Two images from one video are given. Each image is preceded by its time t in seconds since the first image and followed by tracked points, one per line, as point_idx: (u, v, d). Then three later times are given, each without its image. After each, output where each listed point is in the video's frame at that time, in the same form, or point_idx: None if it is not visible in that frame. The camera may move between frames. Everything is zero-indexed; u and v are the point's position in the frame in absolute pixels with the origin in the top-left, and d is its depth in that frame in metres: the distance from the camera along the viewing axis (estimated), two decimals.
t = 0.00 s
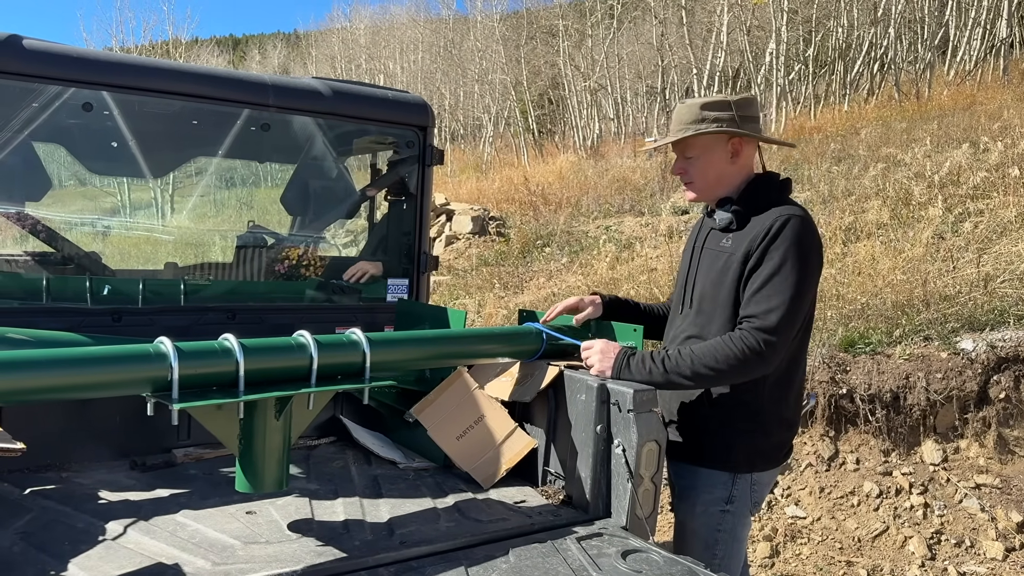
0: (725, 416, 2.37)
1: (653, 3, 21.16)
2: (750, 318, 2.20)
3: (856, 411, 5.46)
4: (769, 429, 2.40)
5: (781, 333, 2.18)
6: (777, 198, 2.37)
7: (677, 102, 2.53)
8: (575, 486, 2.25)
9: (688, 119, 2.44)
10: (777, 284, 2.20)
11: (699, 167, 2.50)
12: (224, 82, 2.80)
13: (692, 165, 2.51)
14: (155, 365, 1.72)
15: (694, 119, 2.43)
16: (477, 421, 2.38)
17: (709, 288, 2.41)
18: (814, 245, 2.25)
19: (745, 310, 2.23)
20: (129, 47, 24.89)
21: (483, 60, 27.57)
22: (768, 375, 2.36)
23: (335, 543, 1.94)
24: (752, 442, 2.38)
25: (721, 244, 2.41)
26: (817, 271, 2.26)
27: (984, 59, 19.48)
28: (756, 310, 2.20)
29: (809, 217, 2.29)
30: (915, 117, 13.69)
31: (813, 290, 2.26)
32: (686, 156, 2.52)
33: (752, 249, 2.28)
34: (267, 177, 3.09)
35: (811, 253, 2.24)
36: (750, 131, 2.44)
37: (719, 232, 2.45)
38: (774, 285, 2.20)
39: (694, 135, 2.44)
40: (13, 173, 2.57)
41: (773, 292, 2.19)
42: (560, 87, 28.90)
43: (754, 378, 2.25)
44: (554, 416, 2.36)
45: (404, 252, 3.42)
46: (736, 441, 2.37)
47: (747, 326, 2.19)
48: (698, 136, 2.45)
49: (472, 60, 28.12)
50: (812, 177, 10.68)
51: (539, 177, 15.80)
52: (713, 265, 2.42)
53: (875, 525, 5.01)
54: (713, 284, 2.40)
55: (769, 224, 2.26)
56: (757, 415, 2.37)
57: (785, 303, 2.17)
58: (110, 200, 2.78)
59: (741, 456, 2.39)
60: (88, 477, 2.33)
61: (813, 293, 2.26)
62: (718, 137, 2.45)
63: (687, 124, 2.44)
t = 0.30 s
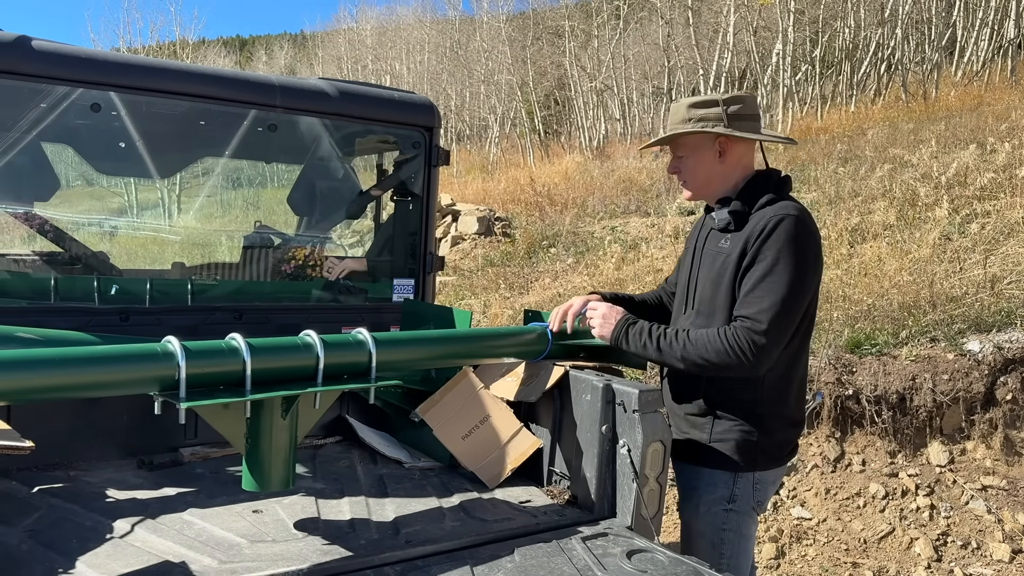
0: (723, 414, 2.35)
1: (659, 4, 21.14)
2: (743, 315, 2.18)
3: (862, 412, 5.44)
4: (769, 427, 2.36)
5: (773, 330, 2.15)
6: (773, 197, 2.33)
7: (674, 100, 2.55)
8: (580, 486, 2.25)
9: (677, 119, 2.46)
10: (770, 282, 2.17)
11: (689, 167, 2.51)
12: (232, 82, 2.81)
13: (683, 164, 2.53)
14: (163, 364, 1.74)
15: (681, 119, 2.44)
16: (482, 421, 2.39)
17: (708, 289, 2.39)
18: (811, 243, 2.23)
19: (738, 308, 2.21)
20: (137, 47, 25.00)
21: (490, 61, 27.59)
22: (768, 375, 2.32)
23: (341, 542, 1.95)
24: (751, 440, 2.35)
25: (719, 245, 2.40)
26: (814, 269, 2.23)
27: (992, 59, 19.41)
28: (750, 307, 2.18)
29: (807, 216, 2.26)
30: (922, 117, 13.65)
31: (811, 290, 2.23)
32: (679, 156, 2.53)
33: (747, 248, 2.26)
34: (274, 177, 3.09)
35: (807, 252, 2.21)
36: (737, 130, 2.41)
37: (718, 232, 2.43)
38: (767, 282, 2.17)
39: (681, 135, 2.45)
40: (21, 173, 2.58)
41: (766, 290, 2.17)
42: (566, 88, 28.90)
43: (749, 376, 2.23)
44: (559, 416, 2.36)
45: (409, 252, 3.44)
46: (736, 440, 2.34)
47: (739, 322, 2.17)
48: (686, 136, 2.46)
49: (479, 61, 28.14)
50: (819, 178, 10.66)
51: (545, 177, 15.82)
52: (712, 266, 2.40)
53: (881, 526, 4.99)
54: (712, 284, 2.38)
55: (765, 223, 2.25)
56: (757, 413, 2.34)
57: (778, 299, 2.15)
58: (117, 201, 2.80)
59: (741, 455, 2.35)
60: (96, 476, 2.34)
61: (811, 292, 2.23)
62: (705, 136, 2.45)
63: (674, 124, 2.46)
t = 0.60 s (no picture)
0: (730, 414, 2.33)
1: (669, 4, 21.11)
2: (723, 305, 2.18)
3: (872, 414, 5.40)
4: (773, 426, 2.34)
5: (755, 324, 2.15)
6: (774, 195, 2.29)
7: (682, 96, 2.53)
8: (588, 486, 2.25)
9: (685, 115, 2.45)
10: (755, 276, 2.17)
11: (696, 164, 2.50)
12: (242, 82, 2.83)
13: (689, 161, 2.52)
14: (173, 362, 1.75)
15: (689, 115, 2.43)
16: (490, 420, 2.39)
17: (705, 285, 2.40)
18: (805, 240, 2.21)
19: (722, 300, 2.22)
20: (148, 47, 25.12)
21: (499, 61, 27.59)
22: (769, 373, 2.30)
23: (349, 541, 1.96)
24: (758, 441, 2.33)
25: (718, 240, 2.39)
26: (806, 266, 2.21)
27: (1004, 60, 19.29)
28: (732, 297, 2.18)
29: (805, 213, 2.24)
30: (933, 118, 13.58)
31: (802, 285, 2.21)
32: (686, 152, 2.52)
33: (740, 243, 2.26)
34: (283, 178, 3.10)
35: (800, 247, 2.20)
36: (745, 127, 2.39)
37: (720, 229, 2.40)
38: (753, 277, 2.17)
39: (688, 131, 2.44)
40: (34, 174, 2.62)
41: (750, 283, 2.17)
42: (575, 88, 28.88)
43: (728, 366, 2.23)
44: (567, 417, 2.36)
45: (418, 253, 3.44)
46: (743, 441, 2.32)
47: (718, 312, 2.18)
48: (694, 132, 2.45)
49: (488, 61, 28.16)
50: (829, 179, 10.62)
51: (554, 178, 15.81)
52: (710, 262, 2.40)
53: (890, 528, 4.97)
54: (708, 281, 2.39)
55: (758, 217, 2.25)
56: (761, 413, 2.32)
57: (762, 294, 2.14)
58: (128, 200, 2.82)
59: (747, 455, 2.33)
60: (106, 474, 2.36)
61: (801, 288, 2.21)
62: (713, 133, 2.43)
63: (682, 120, 2.45)
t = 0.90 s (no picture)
0: (736, 415, 2.31)
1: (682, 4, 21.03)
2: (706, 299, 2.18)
3: (883, 416, 5.37)
4: (778, 425, 2.32)
5: (739, 320, 2.14)
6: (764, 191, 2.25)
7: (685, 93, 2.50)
8: (597, 486, 2.25)
9: (687, 112, 2.43)
10: (740, 273, 2.16)
11: (698, 162, 2.47)
12: (255, 82, 2.85)
13: (691, 158, 2.49)
14: (186, 360, 1.77)
15: (691, 113, 2.41)
16: (500, 420, 2.40)
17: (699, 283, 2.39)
18: (794, 235, 2.18)
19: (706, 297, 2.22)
20: (162, 47, 25.28)
21: (511, 60, 27.59)
22: (770, 372, 2.28)
23: (359, 538, 1.97)
24: (765, 441, 2.30)
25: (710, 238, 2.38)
26: (795, 262, 2.18)
27: (1020, 61, 19.12)
28: (715, 292, 2.18)
29: (795, 208, 2.21)
30: (947, 119, 13.47)
31: (791, 280, 2.19)
32: (688, 150, 2.49)
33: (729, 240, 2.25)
34: (296, 177, 3.12)
35: (788, 243, 2.17)
36: (748, 125, 2.36)
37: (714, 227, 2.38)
38: (738, 273, 2.16)
39: (690, 128, 2.42)
40: (49, 173, 2.64)
41: (736, 280, 2.16)
42: (587, 88, 28.85)
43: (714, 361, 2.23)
44: (577, 416, 2.37)
45: (429, 252, 3.45)
46: (750, 441, 2.29)
47: (701, 307, 2.18)
48: (696, 130, 2.43)
49: (500, 60, 28.17)
50: (842, 179, 10.55)
51: (565, 177, 15.80)
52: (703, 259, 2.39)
53: (901, 530, 4.95)
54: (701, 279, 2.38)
55: (746, 213, 2.23)
56: (765, 412, 2.29)
57: (746, 290, 2.13)
58: (142, 198, 2.84)
59: (755, 457, 2.30)
60: (120, 469, 2.38)
61: (791, 284, 2.19)
62: (715, 131, 2.41)
63: (685, 118, 2.43)
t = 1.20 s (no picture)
0: (742, 424, 2.32)
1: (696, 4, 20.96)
2: (699, 309, 2.19)
3: (891, 420, 5.35)
4: (785, 433, 2.31)
5: (733, 328, 2.14)
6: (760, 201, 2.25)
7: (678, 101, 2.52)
8: (599, 489, 2.28)
9: (678, 120, 2.45)
10: (733, 282, 2.16)
11: (690, 170, 2.49)
12: (268, 87, 2.90)
13: (684, 166, 2.51)
14: (196, 362, 1.81)
15: (680, 121, 2.43)
16: (505, 422, 2.44)
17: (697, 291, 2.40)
18: (789, 246, 2.17)
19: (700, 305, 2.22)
20: (178, 46, 25.49)
21: (525, 59, 27.59)
22: (772, 379, 2.28)
23: (364, 538, 2.01)
24: (773, 449, 2.30)
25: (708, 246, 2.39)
26: (790, 271, 2.18)
27: None
28: (708, 302, 2.18)
29: (790, 217, 2.20)
30: (962, 120, 13.36)
31: (786, 291, 2.18)
32: (680, 158, 2.51)
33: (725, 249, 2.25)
34: (310, 174, 3.15)
35: (783, 254, 2.16)
36: (738, 132, 2.37)
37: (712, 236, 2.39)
38: (732, 282, 2.16)
39: (681, 137, 2.44)
40: (66, 173, 2.70)
41: (729, 289, 2.16)
42: (601, 87, 28.81)
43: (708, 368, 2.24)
44: (580, 419, 2.40)
45: (437, 255, 3.51)
46: (756, 450, 2.30)
47: (695, 316, 2.19)
48: (687, 138, 2.45)
49: (514, 59, 28.19)
50: (854, 181, 10.50)
51: (577, 177, 15.81)
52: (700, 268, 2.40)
53: (908, 535, 4.94)
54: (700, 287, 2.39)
55: (742, 223, 2.23)
56: (771, 421, 2.29)
57: (739, 299, 2.13)
58: (158, 195, 2.88)
59: (763, 466, 2.31)
60: (131, 468, 2.44)
61: (786, 292, 2.18)
62: (706, 138, 2.42)
63: (676, 126, 2.45)
